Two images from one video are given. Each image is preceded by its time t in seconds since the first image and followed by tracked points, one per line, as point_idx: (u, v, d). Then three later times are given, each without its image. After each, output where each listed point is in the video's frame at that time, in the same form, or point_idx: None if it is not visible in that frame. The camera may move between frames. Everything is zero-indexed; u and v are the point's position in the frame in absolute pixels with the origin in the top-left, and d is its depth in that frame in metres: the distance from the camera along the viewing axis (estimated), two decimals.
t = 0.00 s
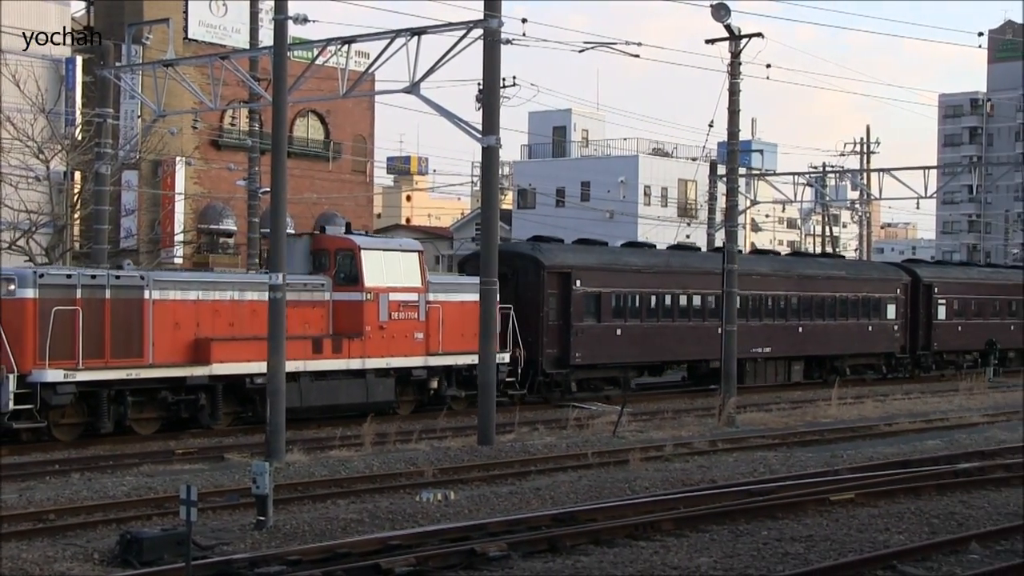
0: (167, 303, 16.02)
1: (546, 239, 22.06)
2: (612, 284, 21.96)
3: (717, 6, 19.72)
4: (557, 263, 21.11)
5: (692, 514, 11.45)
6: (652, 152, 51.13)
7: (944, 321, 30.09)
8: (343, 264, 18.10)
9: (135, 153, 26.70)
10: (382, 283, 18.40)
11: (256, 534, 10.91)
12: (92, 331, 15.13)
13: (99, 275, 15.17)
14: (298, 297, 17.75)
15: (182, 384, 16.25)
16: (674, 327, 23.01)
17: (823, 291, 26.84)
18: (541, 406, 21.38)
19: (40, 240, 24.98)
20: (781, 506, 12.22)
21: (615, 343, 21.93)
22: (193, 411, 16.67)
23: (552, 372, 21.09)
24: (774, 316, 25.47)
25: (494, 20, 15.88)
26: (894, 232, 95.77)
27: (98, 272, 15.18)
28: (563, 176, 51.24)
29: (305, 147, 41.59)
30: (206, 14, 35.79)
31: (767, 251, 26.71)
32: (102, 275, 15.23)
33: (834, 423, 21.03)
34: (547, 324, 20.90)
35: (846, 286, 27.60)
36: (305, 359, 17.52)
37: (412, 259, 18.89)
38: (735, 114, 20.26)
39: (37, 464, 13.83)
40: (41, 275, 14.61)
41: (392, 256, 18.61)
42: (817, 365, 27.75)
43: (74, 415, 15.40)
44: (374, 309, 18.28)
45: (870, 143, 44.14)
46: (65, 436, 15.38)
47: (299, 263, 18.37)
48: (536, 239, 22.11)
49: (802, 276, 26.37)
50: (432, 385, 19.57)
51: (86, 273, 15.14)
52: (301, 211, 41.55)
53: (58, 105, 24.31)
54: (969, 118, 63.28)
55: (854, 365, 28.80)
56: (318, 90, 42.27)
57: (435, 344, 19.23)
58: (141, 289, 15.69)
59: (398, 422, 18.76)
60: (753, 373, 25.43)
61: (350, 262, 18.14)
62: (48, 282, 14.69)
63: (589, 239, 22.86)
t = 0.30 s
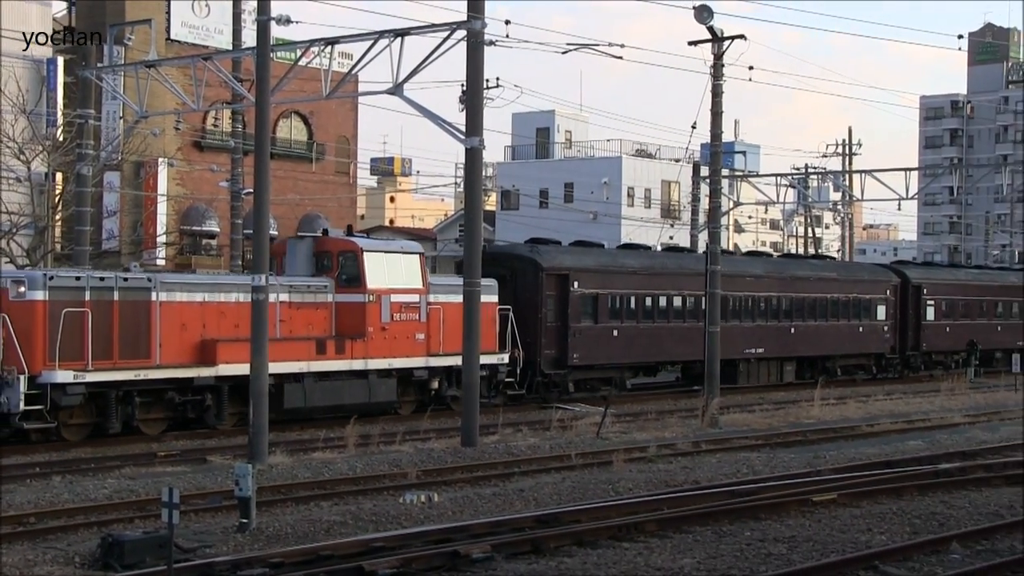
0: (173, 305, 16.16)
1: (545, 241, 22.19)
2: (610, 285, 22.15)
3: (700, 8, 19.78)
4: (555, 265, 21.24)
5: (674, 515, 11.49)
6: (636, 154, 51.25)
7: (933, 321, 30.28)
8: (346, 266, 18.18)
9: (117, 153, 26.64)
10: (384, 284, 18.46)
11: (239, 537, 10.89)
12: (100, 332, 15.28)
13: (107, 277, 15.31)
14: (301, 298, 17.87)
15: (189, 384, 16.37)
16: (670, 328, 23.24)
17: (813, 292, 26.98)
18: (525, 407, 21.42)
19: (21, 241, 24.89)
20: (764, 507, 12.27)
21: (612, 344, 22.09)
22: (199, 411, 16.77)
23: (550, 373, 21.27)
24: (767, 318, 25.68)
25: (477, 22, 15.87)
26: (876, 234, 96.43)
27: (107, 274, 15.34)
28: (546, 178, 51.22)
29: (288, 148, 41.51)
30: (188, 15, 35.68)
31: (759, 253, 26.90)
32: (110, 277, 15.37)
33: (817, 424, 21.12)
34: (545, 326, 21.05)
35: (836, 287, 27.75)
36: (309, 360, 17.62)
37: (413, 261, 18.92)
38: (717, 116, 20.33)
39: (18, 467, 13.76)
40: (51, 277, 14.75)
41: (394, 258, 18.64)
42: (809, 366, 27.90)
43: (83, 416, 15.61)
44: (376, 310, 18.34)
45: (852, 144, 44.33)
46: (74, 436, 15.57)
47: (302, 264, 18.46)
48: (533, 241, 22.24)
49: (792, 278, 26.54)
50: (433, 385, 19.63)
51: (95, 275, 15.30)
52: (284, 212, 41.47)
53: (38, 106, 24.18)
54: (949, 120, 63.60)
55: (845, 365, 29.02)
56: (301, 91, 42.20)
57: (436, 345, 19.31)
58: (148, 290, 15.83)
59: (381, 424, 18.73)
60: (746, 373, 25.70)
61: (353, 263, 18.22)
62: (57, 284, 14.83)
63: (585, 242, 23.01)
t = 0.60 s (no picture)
0: (185, 306, 16.35)
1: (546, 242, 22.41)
2: (611, 286, 22.29)
3: (688, 9, 19.85)
4: (557, 266, 21.42)
5: (662, 515, 11.51)
6: (624, 155, 51.38)
7: (927, 322, 30.42)
8: (353, 267, 18.50)
9: (105, 155, 26.57)
10: (391, 286, 18.74)
11: (227, 538, 10.87)
12: (114, 333, 15.49)
13: (121, 280, 15.53)
14: (309, 300, 18.12)
15: (201, 385, 16.62)
16: (669, 330, 23.41)
17: (807, 292, 27.09)
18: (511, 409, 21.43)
19: (8, 243, 24.79)
20: (752, 507, 12.32)
21: (614, 344, 22.22)
22: (211, 411, 16.93)
23: (552, 373, 21.42)
24: (763, 318, 25.84)
25: (464, 23, 15.89)
26: (863, 235, 97.08)
27: (121, 277, 15.56)
28: (534, 180, 51.24)
29: (276, 150, 41.45)
30: (175, 16, 35.58)
31: (757, 255, 27.07)
32: (124, 280, 15.60)
33: (804, 425, 21.17)
34: (547, 326, 21.23)
35: (831, 288, 27.86)
36: (318, 360, 17.84)
37: (418, 263, 19.19)
38: (705, 118, 20.39)
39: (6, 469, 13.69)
40: (67, 279, 14.93)
41: (400, 260, 18.92)
42: (806, 367, 28.07)
43: (98, 416, 15.81)
44: (382, 312, 18.61)
45: (839, 144, 44.48)
46: (88, 435, 15.80)
47: (309, 266, 18.78)
48: (535, 242, 22.41)
49: (789, 278, 26.72)
50: (438, 386, 20.03)
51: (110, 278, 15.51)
52: (271, 214, 41.15)
53: (24, 107, 24.06)
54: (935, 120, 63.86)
55: (840, 366, 29.11)
56: (289, 92, 42.12)
57: (442, 347, 19.60)
58: (160, 293, 16.04)
59: (369, 425, 18.73)
60: (744, 373, 25.96)
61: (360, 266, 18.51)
62: (74, 286, 15.03)
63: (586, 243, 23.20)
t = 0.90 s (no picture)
0: (200, 306, 16.56)
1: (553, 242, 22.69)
2: (615, 286, 22.51)
3: (679, 9, 19.86)
4: (564, 266, 21.69)
5: (654, 514, 11.51)
6: (615, 154, 51.44)
7: (925, 321, 30.53)
8: (363, 267, 18.68)
9: (95, 154, 26.52)
10: (401, 287, 18.91)
11: (218, 538, 10.84)
12: (132, 333, 15.73)
13: (138, 280, 15.76)
14: (322, 300, 18.32)
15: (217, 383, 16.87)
16: (673, 329, 23.62)
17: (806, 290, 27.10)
18: (501, 408, 21.44)
19: None
20: (743, 506, 12.32)
21: (619, 343, 22.49)
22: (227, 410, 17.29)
23: (559, 372, 21.72)
24: (765, 317, 25.94)
25: (456, 22, 15.85)
26: (853, 232, 97.44)
27: (138, 277, 15.80)
28: (525, 179, 51.16)
29: (267, 149, 41.39)
30: (166, 15, 35.51)
31: (757, 255, 27.16)
32: (141, 280, 15.82)
33: (795, 424, 21.18)
34: (554, 326, 21.53)
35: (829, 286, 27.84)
36: (330, 359, 18.12)
37: (427, 263, 19.40)
38: (696, 117, 20.39)
39: None
40: (85, 280, 15.19)
41: (410, 260, 19.09)
42: (806, 365, 28.16)
43: (115, 414, 16.00)
44: (393, 311, 18.79)
45: (830, 143, 44.53)
46: (105, 433, 15.99)
47: (320, 266, 19.03)
48: (541, 241, 22.70)
49: (790, 277, 26.82)
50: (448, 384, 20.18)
51: (127, 278, 15.77)
52: (262, 213, 41.12)
53: (13, 107, 24.00)
54: (926, 119, 63.92)
55: (839, 364, 29.16)
56: (280, 91, 42.05)
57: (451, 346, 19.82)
58: (176, 293, 16.26)
59: (361, 425, 18.68)
60: (745, 371, 26.03)
61: (370, 266, 18.64)
62: (92, 287, 15.28)
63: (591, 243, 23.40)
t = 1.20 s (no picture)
0: (207, 303, 17.03)
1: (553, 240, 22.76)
2: (612, 284, 22.61)
3: (664, 7, 19.87)
4: (562, 265, 21.72)
5: (637, 513, 11.52)
6: (599, 152, 51.51)
7: (914, 320, 30.74)
8: (366, 265, 19.04)
9: (76, 149, 26.36)
10: (404, 284, 19.30)
11: (199, 536, 10.79)
12: (140, 329, 16.18)
13: (146, 277, 16.22)
14: (325, 298, 18.75)
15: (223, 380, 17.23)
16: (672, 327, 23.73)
17: (796, 290, 27.19)
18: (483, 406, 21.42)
19: None
20: (725, 504, 12.34)
21: (616, 341, 22.56)
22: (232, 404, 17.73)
23: (556, 369, 21.83)
24: (758, 316, 26.10)
25: (440, 20, 15.83)
26: (836, 233, 98.02)
27: (146, 274, 16.25)
28: (510, 177, 51.06)
29: (250, 146, 41.23)
30: (149, 10, 35.34)
31: (750, 253, 27.29)
32: (149, 277, 16.28)
33: (776, 422, 21.24)
34: (551, 324, 21.61)
35: (818, 286, 27.91)
36: (333, 356, 18.39)
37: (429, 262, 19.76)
38: (680, 116, 20.41)
39: None
40: (95, 277, 15.71)
41: (412, 259, 19.46)
42: (798, 363, 28.35)
43: (123, 409, 16.41)
44: (396, 309, 19.19)
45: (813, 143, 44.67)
46: (114, 428, 16.39)
47: (323, 265, 19.35)
48: (540, 240, 22.78)
49: (781, 277, 26.88)
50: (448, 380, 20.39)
51: (135, 275, 16.24)
52: (244, 210, 40.80)
53: None
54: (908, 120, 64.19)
55: (830, 362, 29.33)
56: (263, 87, 41.90)
57: (451, 343, 20.15)
58: (183, 289, 16.69)
59: (345, 423, 18.64)
60: (738, 369, 26.20)
61: (373, 264, 19.01)
62: (101, 284, 15.78)
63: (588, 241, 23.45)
